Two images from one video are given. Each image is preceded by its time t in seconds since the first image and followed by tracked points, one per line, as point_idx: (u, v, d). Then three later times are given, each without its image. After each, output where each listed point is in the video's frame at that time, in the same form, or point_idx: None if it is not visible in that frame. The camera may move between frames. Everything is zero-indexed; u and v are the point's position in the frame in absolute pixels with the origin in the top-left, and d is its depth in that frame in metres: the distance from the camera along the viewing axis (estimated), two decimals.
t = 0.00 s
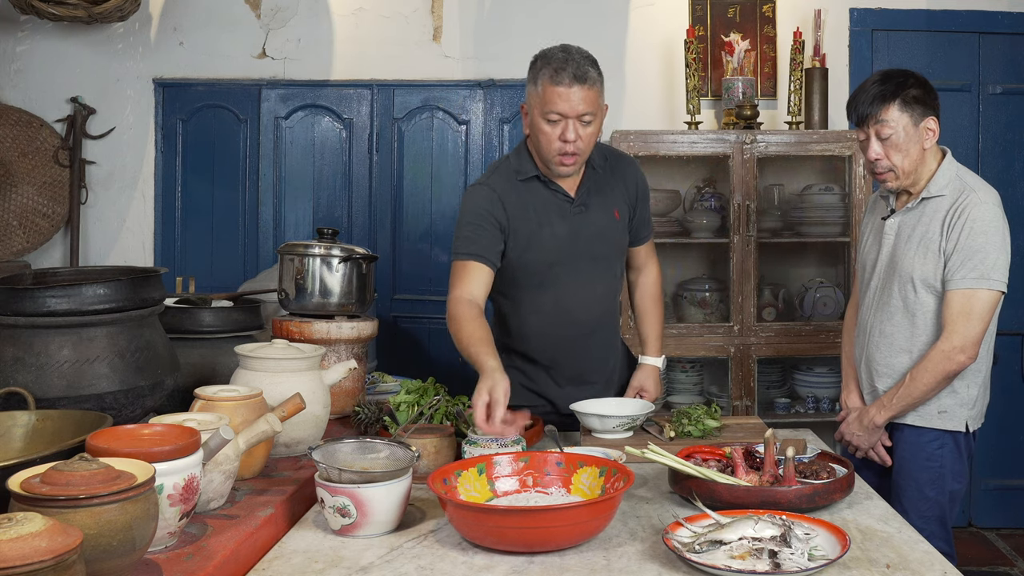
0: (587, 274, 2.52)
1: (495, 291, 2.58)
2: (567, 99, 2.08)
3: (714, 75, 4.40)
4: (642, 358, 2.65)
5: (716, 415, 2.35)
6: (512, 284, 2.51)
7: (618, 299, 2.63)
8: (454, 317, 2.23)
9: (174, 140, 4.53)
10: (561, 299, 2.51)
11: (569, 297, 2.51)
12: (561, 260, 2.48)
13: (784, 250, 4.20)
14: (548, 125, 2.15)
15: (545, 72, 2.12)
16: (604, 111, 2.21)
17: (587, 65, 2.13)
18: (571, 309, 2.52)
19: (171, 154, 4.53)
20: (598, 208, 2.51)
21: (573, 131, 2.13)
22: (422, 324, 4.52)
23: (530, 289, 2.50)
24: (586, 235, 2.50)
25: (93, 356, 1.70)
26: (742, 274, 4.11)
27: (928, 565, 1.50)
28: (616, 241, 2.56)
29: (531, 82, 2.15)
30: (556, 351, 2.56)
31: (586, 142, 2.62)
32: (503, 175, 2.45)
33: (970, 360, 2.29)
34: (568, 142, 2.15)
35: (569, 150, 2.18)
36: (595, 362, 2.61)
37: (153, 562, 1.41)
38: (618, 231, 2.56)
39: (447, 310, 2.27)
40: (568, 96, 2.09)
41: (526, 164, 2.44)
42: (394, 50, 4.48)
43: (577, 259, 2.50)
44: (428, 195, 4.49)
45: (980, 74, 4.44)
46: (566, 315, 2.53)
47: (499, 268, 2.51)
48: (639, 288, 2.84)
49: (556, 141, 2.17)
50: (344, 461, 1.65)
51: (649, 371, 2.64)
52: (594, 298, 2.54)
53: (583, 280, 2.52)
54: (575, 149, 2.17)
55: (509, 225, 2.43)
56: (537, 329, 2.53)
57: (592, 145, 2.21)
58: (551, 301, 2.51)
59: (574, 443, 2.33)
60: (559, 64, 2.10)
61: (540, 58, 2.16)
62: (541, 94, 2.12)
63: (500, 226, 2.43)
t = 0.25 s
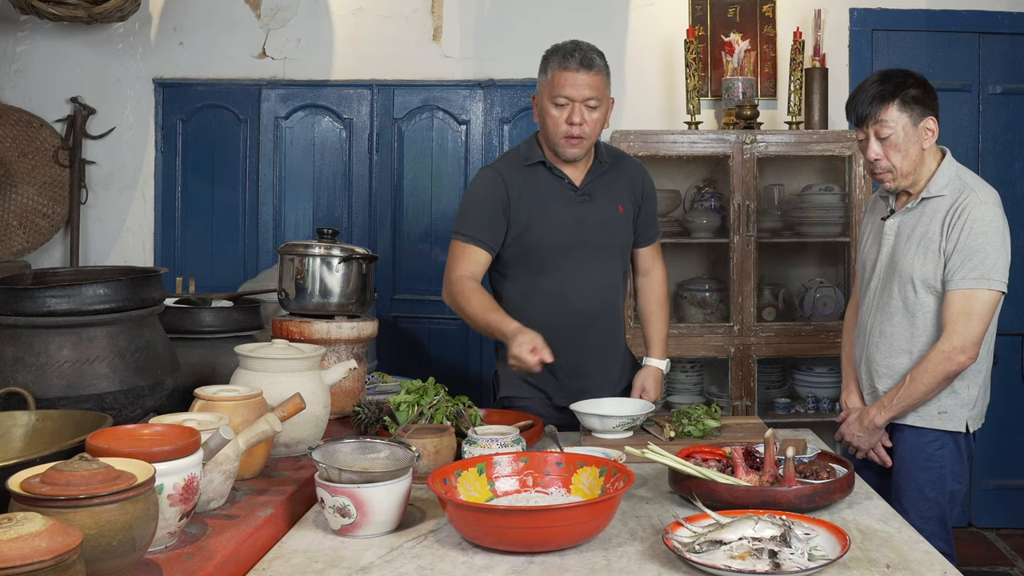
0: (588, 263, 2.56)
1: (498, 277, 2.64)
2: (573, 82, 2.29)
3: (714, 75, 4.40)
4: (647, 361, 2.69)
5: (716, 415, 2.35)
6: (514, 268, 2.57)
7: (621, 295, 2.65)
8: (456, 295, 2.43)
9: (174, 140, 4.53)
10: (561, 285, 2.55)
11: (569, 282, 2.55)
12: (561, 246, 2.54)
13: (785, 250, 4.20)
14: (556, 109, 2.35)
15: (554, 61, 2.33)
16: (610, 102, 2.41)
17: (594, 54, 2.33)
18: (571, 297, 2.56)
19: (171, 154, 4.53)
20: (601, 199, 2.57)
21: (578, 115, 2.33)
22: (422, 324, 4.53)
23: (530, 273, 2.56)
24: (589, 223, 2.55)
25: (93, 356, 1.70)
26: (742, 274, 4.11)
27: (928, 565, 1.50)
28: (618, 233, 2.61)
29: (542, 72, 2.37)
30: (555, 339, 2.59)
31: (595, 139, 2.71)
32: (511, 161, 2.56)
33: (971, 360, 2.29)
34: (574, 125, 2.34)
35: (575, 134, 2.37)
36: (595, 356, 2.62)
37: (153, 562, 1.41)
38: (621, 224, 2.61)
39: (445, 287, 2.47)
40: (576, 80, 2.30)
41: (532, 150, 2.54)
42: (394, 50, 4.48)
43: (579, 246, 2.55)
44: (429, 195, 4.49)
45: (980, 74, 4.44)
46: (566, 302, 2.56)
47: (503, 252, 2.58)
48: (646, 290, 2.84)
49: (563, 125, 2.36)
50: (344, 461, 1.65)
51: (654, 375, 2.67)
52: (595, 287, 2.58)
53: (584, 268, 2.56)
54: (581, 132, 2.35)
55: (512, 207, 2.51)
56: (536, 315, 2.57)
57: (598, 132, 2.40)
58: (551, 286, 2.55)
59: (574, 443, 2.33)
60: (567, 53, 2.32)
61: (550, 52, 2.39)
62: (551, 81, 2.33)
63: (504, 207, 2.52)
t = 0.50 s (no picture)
0: (591, 259, 2.65)
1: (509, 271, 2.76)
2: (586, 82, 2.52)
3: (714, 74, 4.39)
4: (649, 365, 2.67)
5: (717, 415, 2.35)
6: (522, 262, 2.68)
7: (625, 294, 2.71)
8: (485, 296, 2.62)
9: (174, 140, 4.53)
10: (563, 278, 2.64)
11: (573, 276, 2.64)
12: (565, 241, 2.64)
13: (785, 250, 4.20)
14: (568, 108, 2.56)
15: (568, 65, 2.57)
16: (618, 106, 2.63)
17: (604, 61, 2.58)
18: (573, 291, 2.65)
19: (171, 154, 4.53)
20: (608, 199, 2.67)
21: (589, 112, 2.54)
22: (421, 324, 4.53)
23: (535, 266, 2.66)
24: (594, 220, 2.65)
25: (93, 356, 1.70)
26: (742, 274, 4.11)
27: (928, 565, 1.50)
28: (623, 234, 2.69)
29: (558, 77, 2.60)
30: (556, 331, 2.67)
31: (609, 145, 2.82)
32: (525, 160, 2.70)
33: (969, 361, 2.29)
34: (585, 121, 2.55)
35: (586, 131, 2.57)
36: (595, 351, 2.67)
37: (153, 562, 1.41)
38: (626, 225, 2.69)
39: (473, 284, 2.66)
40: (588, 81, 2.53)
41: (546, 150, 2.68)
42: (394, 50, 4.48)
43: (583, 242, 2.65)
44: (429, 195, 4.49)
45: (980, 74, 4.44)
46: (568, 295, 2.65)
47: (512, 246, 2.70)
48: (653, 296, 2.85)
49: (574, 122, 2.57)
50: (344, 461, 1.65)
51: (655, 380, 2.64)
52: (598, 283, 2.65)
53: (587, 264, 2.65)
54: (591, 129, 2.56)
55: (521, 202, 2.64)
56: (540, 306, 2.66)
57: (607, 132, 2.60)
58: (555, 279, 2.65)
59: (574, 443, 2.33)
60: (580, 58, 2.56)
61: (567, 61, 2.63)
62: (565, 83, 2.56)
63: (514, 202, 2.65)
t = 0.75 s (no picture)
0: (597, 260, 2.78)
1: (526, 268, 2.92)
2: (605, 94, 2.61)
3: (714, 74, 4.39)
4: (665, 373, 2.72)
5: (717, 415, 2.35)
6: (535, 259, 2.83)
7: (629, 297, 2.82)
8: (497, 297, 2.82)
9: (174, 140, 4.53)
10: (569, 276, 2.78)
11: (578, 275, 2.77)
12: (573, 241, 2.78)
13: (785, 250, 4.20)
14: (587, 117, 2.66)
15: (588, 78, 2.67)
16: (635, 117, 2.72)
17: (622, 74, 2.68)
18: (578, 288, 2.78)
19: (171, 154, 4.53)
20: (619, 205, 2.79)
21: (606, 123, 2.63)
22: (422, 324, 4.53)
23: (544, 263, 2.81)
24: (603, 224, 2.78)
25: (93, 356, 1.70)
26: (742, 274, 4.11)
27: (928, 565, 1.50)
28: (631, 239, 2.80)
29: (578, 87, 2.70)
30: (560, 326, 2.80)
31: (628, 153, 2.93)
32: (544, 163, 2.84)
33: (951, 362, 2.27)
34: (602, 131, 2.64)
35: (602, 140, 2.66)
36: (595, 349, 2.80)
37: (153, 562, 1.41)
38: (635, 231, 2.80)
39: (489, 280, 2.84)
40: (606, 93, 2.62)
41: (563, 156, 2.82)
42: (394, 50, 4.48)
43: (591, 243, 2.78)
44: (429, 195, 4.49)
45: (980, 74, 4.44)
46: (574, 293, 2.78)
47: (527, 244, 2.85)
48: (666, 302, 2.92)
49: (592, 132, 2.66)
50: (344, 461, 1.65)
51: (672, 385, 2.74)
52: (602, 283, 2.78)
53: (593, 264, 2.78)
54: (608, 138, 2.65)
55: (535, 202, 2.79)
56: (545, 302, 2.80)
57: (624, 141, 2.69)
58: (561, 278, 2.78)
59: (574, 443, 2.33)
60: (599, 71, 2.66)
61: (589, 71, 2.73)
62: (585, 94, 2.66)
63: (529, 202, 2.81)
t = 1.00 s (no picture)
0: (602, 252, 2.88)
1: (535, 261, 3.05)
2: (612, 92, 2.72)
3: (714, 74, 4.39)
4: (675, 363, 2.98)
5: (717, 415, 2.35)
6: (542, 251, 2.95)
7: (632, 289, 2.91)
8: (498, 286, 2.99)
9: (174, 140, 4.53)
10: (574, 267, 2.89)
11: (583, 266, 2.88)
12: (578, 233, 2.88)
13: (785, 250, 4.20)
14: (596, 115, 2.77)
15: (596, 77, 2.78)
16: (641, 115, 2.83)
17: (629, 73, 2.79)
18: (583, 279, 2.88)
19: (171, 154, 4.53)
20: (625, 200, 2.89)
21: (614, 120, 2.75)
22: (422, 324, 4.53)
23: (550, 254, 2.93)
24: (608, 218, 2.88)
25: (93, 356, 1.70)
26: (742, 274, 4.11)
27: (928, 565, 1.50)
28: (636, 232, 2.90)
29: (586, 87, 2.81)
30: (563, 316, 2.90)
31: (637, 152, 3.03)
32: (554, 159, 2.96)
33: (942, 352, 2.26)
34: (610, 129, 2.75)
35: (611, 137, 2.78)
36: (597, 338, 2.90)
37: (153, 562, 1.41)
38: (640, 225, 2.91)
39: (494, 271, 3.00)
40: (613, 92, 2.73)
41: (573, 152, 2.93)
42: (394, 50, 4.48)
43: (596, 236, 2.88)
44: (428, 195, 4.49)
45: (980, 74, 4.44)
46: (579, 283, 2.89)
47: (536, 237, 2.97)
48: (674, 294, 3.06)
49: (600, 129, 2.77)
50: (344, 461, 1.65)
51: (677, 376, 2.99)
52: (606, 275, 2.89)
53: (599, 256, 2.88)
54: (616, 135, 2.76)
55: (544, 196, 2.92)
56: (550, 291, 2.91)
57: (631, 137, 2.80)
58: (566, 268, 2.90)
59: (575, 443, 2.33)
60: (607, 70, 2.77)
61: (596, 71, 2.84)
62: (593, 93, 2.76)
63: (538, 196, 2.93)
